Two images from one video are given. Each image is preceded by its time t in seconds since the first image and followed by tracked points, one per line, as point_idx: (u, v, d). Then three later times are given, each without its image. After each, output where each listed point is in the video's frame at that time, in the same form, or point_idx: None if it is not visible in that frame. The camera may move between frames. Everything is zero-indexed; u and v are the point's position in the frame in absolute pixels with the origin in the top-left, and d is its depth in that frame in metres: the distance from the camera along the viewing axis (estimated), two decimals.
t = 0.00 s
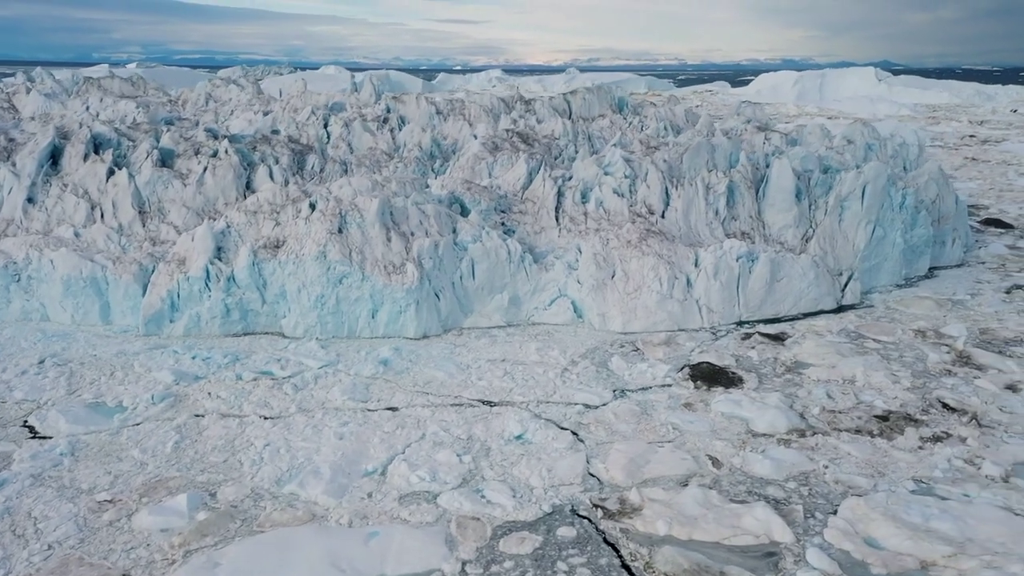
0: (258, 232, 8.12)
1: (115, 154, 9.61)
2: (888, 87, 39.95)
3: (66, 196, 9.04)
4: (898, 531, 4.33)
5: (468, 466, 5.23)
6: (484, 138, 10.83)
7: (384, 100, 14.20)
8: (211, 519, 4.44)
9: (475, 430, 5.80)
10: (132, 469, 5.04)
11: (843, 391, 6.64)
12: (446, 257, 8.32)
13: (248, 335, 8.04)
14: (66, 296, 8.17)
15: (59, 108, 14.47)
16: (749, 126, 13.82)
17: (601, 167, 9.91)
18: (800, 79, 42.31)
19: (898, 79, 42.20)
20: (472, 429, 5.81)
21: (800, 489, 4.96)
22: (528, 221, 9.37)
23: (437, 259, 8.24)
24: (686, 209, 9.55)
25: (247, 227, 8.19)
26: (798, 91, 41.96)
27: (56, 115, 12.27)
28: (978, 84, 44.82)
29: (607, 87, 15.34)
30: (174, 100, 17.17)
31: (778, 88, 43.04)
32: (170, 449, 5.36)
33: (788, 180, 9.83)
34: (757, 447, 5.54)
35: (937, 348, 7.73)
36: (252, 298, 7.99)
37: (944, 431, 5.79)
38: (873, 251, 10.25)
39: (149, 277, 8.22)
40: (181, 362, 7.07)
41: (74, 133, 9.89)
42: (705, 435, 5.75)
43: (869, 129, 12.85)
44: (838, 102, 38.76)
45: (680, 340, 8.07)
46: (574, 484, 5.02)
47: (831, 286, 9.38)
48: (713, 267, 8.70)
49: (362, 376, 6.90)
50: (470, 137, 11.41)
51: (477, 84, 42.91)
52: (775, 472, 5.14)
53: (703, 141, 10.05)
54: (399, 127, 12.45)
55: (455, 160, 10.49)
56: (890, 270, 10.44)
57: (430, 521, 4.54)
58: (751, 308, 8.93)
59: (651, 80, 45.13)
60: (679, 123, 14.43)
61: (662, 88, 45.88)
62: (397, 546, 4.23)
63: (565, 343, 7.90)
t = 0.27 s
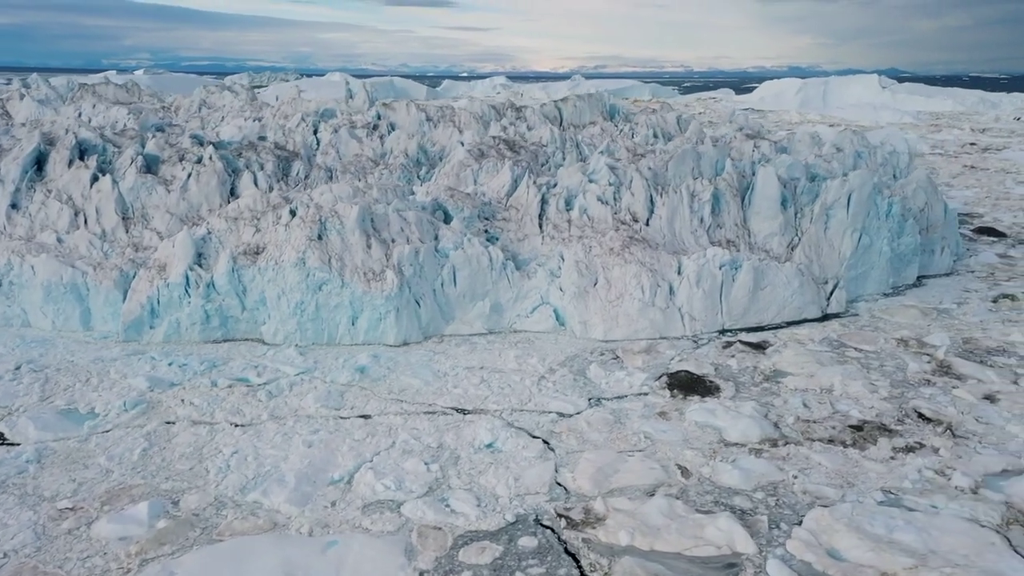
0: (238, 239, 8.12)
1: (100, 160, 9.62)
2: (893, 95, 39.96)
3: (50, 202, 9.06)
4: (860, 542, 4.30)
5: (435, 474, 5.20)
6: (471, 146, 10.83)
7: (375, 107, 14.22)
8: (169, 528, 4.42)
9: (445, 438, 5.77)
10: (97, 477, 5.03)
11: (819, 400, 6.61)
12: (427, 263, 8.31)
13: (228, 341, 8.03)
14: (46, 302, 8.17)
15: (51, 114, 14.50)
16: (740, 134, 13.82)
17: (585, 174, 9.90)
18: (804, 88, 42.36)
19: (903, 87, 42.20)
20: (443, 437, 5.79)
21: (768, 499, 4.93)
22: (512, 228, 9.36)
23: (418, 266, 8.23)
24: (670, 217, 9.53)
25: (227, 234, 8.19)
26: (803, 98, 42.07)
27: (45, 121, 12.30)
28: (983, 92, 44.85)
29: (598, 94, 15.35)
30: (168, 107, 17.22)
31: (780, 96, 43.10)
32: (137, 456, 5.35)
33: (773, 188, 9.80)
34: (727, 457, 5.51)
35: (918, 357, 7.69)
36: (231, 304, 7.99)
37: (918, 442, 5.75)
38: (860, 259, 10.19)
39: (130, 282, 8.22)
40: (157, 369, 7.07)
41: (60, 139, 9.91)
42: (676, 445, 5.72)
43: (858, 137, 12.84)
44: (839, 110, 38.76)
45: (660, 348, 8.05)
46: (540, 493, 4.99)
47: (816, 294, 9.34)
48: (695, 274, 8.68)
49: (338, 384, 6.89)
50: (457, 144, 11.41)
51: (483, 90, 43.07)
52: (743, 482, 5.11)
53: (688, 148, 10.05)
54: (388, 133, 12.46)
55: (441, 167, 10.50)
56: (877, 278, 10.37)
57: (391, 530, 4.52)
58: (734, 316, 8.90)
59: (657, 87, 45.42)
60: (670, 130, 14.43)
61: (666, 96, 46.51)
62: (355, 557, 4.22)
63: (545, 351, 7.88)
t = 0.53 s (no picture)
0: (217, 245, 8.12)
1: (83, 166, 9.64)
2: (897, 102, 39.95)
3: (32, 208, 9.08)
4: (818, 554, 4.28)
5: (399, 483, 5.18)
6: (455, 153, 10.84)
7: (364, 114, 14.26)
8: (124, 536, 4.40)
9: (413, 447, 5.75)
10: (58, 485, 5.03)
11: (793, 410, 6.58)
12: (405, 271, 8.31)
13: (206, 347, 8.02)
14: (25, 308, 8.18)
15: (42, 120, 14.55)
16: (729, 141, 13.81)
17: (568, 181, 9.90)
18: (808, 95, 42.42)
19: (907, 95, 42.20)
20: (411, 446, 5.77)
21: (731, 510, 4.90)
22: (493, 235, 9.36)
23: (396, 273, 8.23)
24: (653, 225, 9.51)
25: (206, 240, 8.19)
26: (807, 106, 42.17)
27: (34, 127, 12.34)
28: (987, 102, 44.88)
29: (588, 101, 15.36)
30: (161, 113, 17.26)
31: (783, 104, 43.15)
32: (101, 463, 5.34)
33: (756, 196, 9.79)
34: (694, 467, 5.48)
35: (897, 366, 7.65)
36: (209, 311, 7.99)
37: (888, 452, 5.72)
38: (845, 267, 10.16)
39: (109, 288, 8.22)
40: (131, 375, 7.06)
41: (44, 145, 9.94)
42: (644, 454, 5.69)
43: (846, 145, 12.82)
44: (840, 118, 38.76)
45: (638, 356, 8.02)
46: (502, 502, 4.97)
47: (799, 302, 9.31)
48: (676, 283, 8.66)
49: (311, 391, 6.88)
50: (443, 151, 11.43)
51: (486, 97, 43.20)
52: (708, 492, 5.09)
53: (672, 156, 10.04)
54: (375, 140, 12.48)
55: (425, 174, 10.50)
56: (862, 287, 10.33)
57: (348, 540, 4.49)
58: (715, 325, 8.88)
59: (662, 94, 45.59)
60: (659, 137, 14.43)
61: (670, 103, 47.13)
62: (308, 566, 4.20)
63: (522, 359, 7.87)
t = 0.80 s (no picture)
0: (194, 251, 8.12)
1: (66, 172, 9.67)
2: (900, 109, 39.93)
3: (14, 214, 9.10)
4: (773, 564, 4.26)
5: (360, 491, 5.16)
6: (439, 160, 10.85)
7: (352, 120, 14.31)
8: (77, 544, 4.39)
9: (379, 454, 5.73)
10: (18, 492, 5.02)
11: (765, 418, 6.55)
12: (383, 277, 8.30)
13: (182, 354, 8.01)
14: (3, 314, 8.18)
15: (33, 126, 14.60)
16: (717, 148, 13.80)
17: (550, 188, 9.89)
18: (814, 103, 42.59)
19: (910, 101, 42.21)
20: (377, 453, 5.75)
21: (692, 519, 4.88)
22: (474, 242, 9.35)
23: (373, 279, 8.22)
24: (634, 232, 9.50)
25: (183, 246, 8.19)
26: (813, 113, 42.29)
27: (22, 133, 12.37)
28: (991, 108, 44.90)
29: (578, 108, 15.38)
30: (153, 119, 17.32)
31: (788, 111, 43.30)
32: (64, 470, 5.33)
33: (739, 204, 9.76)
34: (659, 475, 5.46)
35: (874, 375, 7.62)
36: (186, 317, 7.98)
37: (856, 461, 5.69)
38: (828, 275, 10.12)
39: (87, 294, 8.22)
40: (103, 381, 7.05)
41: (27, 150, 9.97)
42: (611, 463, 5.67)
43: (834, 153, 12.80)
44: (841, 125, 38.77)
45: (615, 363, 8.00)
46: (462, 511, 4.94)
47: (780, 310, 9.27)
48: (655, 290, 8.64)
49: (283, 397, 6.86)
50: (427, 158, 11.44)
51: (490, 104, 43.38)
52: (670, 502, 5.06)
53: (654, 163, 10.03)
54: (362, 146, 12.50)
55: (409, 180, 10.51)
56: (846, 295, 10.29)
57: (303, 548, 4.47)
58: (694, 332, 8.85)
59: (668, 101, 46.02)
60: (648, 144, 14.44)
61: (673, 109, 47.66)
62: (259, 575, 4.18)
63: (498, 366, 7.86)
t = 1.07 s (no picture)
0: (173, 255, 8.12)
1: (49, 176, 9.68)
2: (905, 114, 39.92)
3: None
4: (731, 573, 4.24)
5: (325, 497, 5.13)
6: (424, 165, 10.85)
7: (341, 125, 14.35)
8: (34, 550, 4.38)
9: (347, 460, 5.70)
10: None
11: (739, 425, 6.52)
12: (362, 282, 8.30)
13: (161, 358, 8.00)
14: None
15: (24, 130, 14.64)
16: (707, 154, 13.79)
17: (533, 193, 9.88)
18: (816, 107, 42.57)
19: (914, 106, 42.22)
20: (345, 458, 5.72)
21: (655, 527, 4.86)
22: (456, 247, 9.34)
23: (353, 284, 8.22)
24: (617, 237, 9.49)
25: (163, 250, 8.20)
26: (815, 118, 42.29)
27: (10, 137, 12.39)
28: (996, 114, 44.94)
29: (568, 113, 15.38)
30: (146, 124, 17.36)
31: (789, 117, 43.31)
32: (29, 475, 5.32)
33: (722, 209, 9.74)
34: (627, 483, 5.43)
35: (852, 382, 7.59)
36: (164, 321, 7.98)
37: (826, 469, 5.67)
38: (813, 281, 10.09)
39: (66, 298, 8.21)
40: (78, 386, 7.04)
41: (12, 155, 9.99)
42: (579, 470, 5.65)
43: (822, 158, 12.77)
44: (840, 131, 38.76)
45: (594, 369, 7.98)
46: (426, 517, 4.92)
47: (763, 316, 9.24)
48: (636, 295, 8.62)
49: (257, 403, 6.85)
50: (413, 162, 11.44)
51: (495, 108, 43.59)
52: (635, 509, 5.04)
53: (638, 169, 10.02)
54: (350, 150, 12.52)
55: (393, 185, 10.51)
56: (831, 301, 10.25)
57: (261, 555, 4.45)
58: (676, 338, 8.83)
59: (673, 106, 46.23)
60: (638, 149, 14.44)
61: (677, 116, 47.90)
62: None
63: (476, 372, 7.84)
